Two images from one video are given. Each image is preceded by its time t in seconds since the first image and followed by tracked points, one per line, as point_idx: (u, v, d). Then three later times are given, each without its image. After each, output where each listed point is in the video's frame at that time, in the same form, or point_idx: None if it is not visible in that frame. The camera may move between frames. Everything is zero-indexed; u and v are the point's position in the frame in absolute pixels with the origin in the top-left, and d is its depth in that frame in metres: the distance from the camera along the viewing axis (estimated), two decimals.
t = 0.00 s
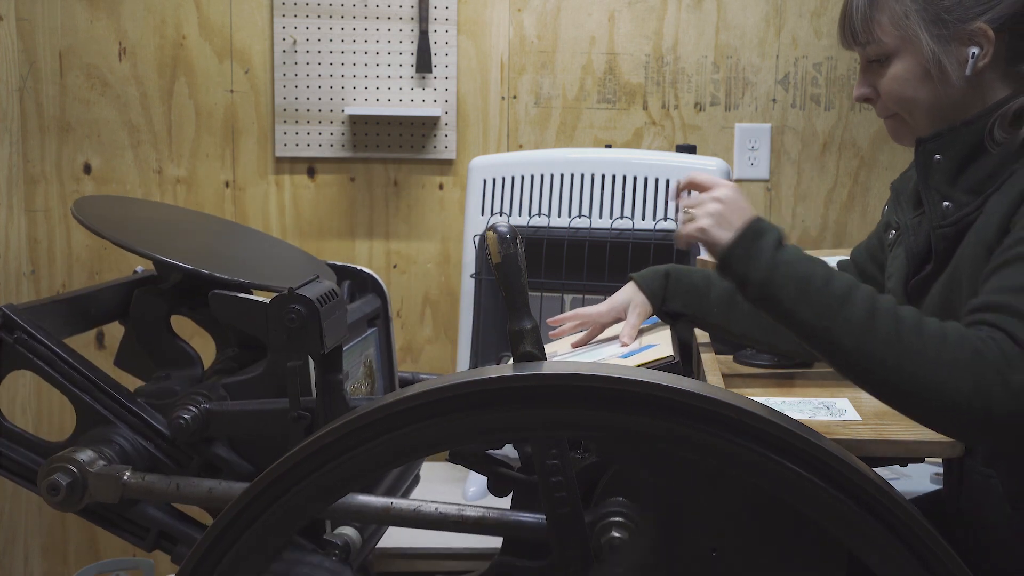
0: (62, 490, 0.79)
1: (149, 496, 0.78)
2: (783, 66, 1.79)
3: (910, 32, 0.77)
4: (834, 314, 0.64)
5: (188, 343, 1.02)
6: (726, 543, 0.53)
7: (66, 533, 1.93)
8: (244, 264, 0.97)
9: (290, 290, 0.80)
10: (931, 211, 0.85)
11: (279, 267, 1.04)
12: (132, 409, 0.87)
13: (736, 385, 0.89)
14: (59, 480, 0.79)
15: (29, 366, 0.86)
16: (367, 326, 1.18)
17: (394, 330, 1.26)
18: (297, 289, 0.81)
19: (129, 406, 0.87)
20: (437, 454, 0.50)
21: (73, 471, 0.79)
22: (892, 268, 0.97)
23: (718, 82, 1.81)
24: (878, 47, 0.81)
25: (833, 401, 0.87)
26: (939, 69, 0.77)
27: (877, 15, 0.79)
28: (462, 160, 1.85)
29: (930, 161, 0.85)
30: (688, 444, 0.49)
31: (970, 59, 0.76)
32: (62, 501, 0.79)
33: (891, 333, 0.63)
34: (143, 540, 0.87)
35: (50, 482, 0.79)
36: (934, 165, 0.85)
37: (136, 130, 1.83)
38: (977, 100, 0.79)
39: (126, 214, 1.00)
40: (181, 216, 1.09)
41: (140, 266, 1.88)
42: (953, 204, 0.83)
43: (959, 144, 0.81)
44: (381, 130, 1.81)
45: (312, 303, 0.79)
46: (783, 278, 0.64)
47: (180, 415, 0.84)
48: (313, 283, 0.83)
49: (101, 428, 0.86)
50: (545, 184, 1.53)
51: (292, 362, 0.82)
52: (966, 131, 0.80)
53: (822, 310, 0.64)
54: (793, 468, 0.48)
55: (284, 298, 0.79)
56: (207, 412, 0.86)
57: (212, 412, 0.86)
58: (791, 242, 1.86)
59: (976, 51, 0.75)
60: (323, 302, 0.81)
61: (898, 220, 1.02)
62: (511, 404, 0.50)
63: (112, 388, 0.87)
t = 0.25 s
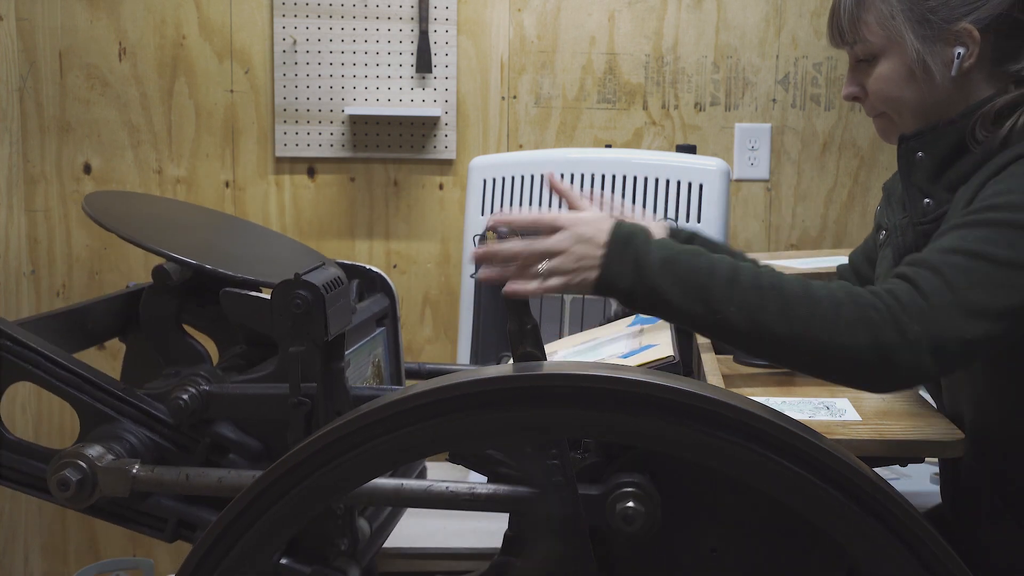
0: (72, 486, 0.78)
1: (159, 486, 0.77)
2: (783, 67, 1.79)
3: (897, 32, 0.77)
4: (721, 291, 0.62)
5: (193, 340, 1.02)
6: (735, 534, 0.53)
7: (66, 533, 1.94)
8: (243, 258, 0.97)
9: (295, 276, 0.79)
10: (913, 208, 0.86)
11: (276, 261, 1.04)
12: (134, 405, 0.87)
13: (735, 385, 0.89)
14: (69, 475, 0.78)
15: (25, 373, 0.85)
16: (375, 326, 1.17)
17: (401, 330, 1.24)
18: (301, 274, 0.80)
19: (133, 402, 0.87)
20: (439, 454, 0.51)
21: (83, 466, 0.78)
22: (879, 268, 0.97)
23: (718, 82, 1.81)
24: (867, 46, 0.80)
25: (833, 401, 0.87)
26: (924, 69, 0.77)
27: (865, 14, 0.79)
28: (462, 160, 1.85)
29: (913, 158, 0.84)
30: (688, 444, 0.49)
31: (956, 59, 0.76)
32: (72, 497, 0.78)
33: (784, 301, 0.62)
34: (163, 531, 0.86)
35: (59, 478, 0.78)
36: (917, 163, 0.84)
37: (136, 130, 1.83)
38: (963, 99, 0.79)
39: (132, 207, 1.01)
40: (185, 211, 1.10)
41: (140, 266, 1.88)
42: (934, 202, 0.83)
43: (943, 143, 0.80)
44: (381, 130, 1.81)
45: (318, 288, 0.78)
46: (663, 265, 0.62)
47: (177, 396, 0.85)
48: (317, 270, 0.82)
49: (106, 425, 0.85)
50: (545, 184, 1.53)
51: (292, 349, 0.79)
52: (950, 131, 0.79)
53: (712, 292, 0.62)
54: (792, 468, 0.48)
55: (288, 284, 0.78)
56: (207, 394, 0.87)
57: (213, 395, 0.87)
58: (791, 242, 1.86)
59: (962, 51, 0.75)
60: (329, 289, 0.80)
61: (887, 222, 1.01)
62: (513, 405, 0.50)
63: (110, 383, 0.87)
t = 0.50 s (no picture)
0: (94, 479, 0.75)
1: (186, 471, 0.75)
2: (783, 67, 1.79)
3: (899, 30, 0.76)
4: (723, 292, 0.59)
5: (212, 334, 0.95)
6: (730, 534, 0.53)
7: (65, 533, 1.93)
8: (262, 254, 0.94)
9: (305, 255, 0.78)
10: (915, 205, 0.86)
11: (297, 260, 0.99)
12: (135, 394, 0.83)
13: (735, 385, 0.89)
14: (91, 467, 0.75)
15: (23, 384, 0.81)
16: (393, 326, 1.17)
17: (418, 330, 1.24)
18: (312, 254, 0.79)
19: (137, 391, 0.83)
20: (441, 453, 0.51)
21: (103, 458, 0.75)
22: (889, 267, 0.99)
23: (718, 82, 1.81)
24: (871, 44, 0.79)
25: (833, 401, 0.87)
26: (927, 68, 0.76)
27: (869, 12, 0.77)
28: (462, 160, 1.85)
29: (916, 157, 0.84)
30: (688, 443, 0.49)
31: (958, 59, 0.74)
32: (96, 488, 0.75)
33: (782, 304, 0.58)
34: (195, 513, 0.82)
35: (79, 470, 0.75)
36: (919, 160, 0.84)
37: (136, 130, 1.83)
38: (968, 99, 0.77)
39: (142, 199, 0.96)
40: (195, 204, 1.05)
41: (140, 266, 1.88)
42: (935, 200, 0.84)
43: (945, 141, 0.80)
44: (381, 130, 1.81)
45: (327, 269, 0.77)
46: (663, 268, 0.59)
47: (177, 364, 0.83)
48: (326, 253, 0.82)
49: (119, 420, 0.82)
50: (545, 184, 1.53)
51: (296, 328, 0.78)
52: (950, 129, 0.78)
53: (712, 292, 0.59)
54: (792, 468, 0.48)
55: (297, 263, 0.77)
56: (207, 368, 0.84)
57: (213, 369, 0.84)
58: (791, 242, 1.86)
59: (965, 51, 0.73)
60: (337, 272, 0.79)
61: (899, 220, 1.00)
62: (514, 404, 0.50)
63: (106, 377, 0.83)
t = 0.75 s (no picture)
0: (123, 468, 0.75)
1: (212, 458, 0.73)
2: (783, 67, 1.79)
3: (924, 23, 0.84)
4: (889, 322, 0.61)
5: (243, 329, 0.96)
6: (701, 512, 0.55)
7: (65, 533, 1.93)
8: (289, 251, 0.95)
9: (315, 235, 0.69)
10: (940, 202, 0.90)
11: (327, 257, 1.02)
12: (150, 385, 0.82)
13: (735, 384, 0.88)
14: (119, 458, 0.75)
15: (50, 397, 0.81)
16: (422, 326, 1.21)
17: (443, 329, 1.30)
18: (323, 234, 0.70)
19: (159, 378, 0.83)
20: (442, 452, 0.51)
21: (131, 450, 0.76)
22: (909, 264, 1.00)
23: (718, 82, 1.81)
24: (894, 38, 0.88)
25: (834, 401, 0.87)
26: (950, 60, 0.84)
27: (893, 9, 0.87)
28: (462, 160, 1.85)
29: (939, 154, 0.90)
30: (687, 442, 0.49)
31: (980, 52, 0.83)
32: (125, 478, 0.76)
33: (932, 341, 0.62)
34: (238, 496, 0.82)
35: (108, 462, 0.75)
36: (943, 158, 0.90)
37: (136, 130, 1.83)
38: (987, 93, 0.86)
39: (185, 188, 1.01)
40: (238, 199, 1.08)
41: (140, 267, 1.88)
42: (961, 196, 0.88)
43: (968, 136, 0.87)
44: (381, 130, 1.81)
45: (339, 251, 0.68)
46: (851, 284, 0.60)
47: (179, 339, 0.82)
48: (338, 234, 0.73)
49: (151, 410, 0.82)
50: (545, 184, 1.53)
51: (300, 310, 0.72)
52: (973, 123, 0.86)
53: (881, 319, 0.61)
54: (792, 467, 0.48)
55: (308, 244, 0.69)
56: (210, 343, 0.82)
57: (215, 344, 0.82)
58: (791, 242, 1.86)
59: (986, 44, 0.82)
60: (349, 255, 0.71)
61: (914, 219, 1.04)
62: (514, 404, 0.50)
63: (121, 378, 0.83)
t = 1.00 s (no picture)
0: (151, 464, 0.74)
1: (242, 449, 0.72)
2: (783, 67, 1.79)
3: (950, 20, 0.86)
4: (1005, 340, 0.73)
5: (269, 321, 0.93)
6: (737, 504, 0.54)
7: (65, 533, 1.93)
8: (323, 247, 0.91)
9: (324, 223, 0.71)
10: (967, 201, 0.90)
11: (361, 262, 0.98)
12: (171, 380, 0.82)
13: (735, 385, 0.89)
14: (150, 455, 0.74)
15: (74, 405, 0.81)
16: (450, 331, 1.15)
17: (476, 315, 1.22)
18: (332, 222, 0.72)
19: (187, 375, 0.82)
20: (441, 451, 0.51)
21: (159, 445, 0.74)
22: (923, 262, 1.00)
23: (718, 82, 1.81)
24: (918, 36, 0.89)
25: (833, 401, 0.87)
26: (977, 58, 0.86)
27: (919, 8, 0.88)
28: (462, 160, 1.85)
29: (967, 153, 0.90)
30: (684, 441, 0.49)
31: (1005, 50, 0.84)
32: (152, 474, 0.74)
33: None
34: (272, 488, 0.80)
35: (136, 457, 0.74)
36: (971, 157, 0.90)
37: (136, 130, 1.83)
38: (1008, 93, 0.87)
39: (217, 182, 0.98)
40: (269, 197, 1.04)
41: (140, 266, 1.88)
42: (989, 194, 0.89)
43: (996, 136, 0.87)
44: (381, 130, 1.81)
45: (346, 240, 0.70)
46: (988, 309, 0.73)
47: (180, 322, 0.79)
48: (346, 224, 0.75)
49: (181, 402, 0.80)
50: (545, 183, 1.53)
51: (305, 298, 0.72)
52: (1001, 123, 0.86)
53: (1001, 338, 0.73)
54: (790, 466, 0.48)
55: (315, 233, 0.71)
56: (214, 325, 0.80)
57: (220, 328, 0.80)
58: (791, 242, 1.86)
59: (1012, 42, 0.84)
60: (356, 245, 0.73)
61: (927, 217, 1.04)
62: (513, 405, 0.51)
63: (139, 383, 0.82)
